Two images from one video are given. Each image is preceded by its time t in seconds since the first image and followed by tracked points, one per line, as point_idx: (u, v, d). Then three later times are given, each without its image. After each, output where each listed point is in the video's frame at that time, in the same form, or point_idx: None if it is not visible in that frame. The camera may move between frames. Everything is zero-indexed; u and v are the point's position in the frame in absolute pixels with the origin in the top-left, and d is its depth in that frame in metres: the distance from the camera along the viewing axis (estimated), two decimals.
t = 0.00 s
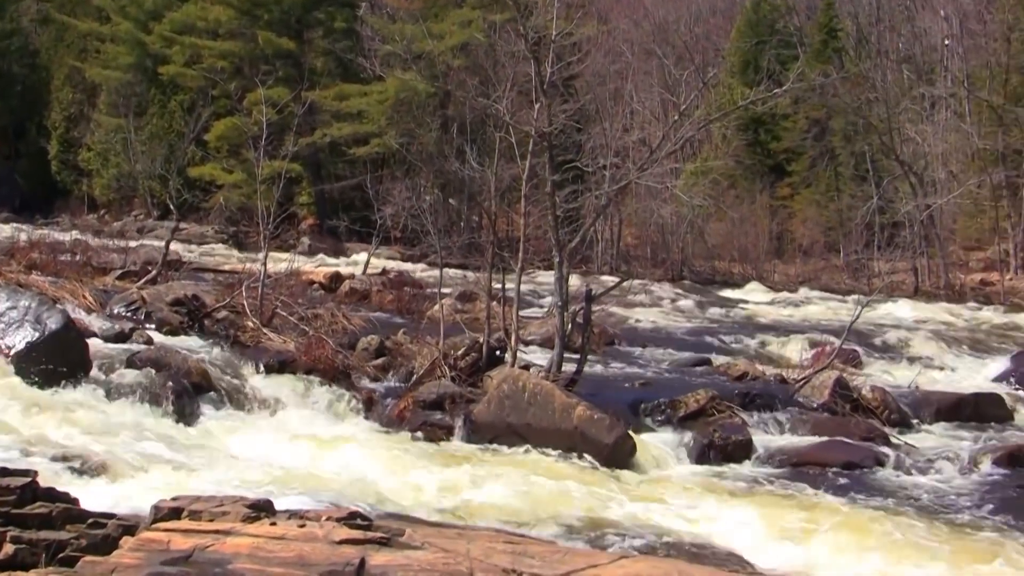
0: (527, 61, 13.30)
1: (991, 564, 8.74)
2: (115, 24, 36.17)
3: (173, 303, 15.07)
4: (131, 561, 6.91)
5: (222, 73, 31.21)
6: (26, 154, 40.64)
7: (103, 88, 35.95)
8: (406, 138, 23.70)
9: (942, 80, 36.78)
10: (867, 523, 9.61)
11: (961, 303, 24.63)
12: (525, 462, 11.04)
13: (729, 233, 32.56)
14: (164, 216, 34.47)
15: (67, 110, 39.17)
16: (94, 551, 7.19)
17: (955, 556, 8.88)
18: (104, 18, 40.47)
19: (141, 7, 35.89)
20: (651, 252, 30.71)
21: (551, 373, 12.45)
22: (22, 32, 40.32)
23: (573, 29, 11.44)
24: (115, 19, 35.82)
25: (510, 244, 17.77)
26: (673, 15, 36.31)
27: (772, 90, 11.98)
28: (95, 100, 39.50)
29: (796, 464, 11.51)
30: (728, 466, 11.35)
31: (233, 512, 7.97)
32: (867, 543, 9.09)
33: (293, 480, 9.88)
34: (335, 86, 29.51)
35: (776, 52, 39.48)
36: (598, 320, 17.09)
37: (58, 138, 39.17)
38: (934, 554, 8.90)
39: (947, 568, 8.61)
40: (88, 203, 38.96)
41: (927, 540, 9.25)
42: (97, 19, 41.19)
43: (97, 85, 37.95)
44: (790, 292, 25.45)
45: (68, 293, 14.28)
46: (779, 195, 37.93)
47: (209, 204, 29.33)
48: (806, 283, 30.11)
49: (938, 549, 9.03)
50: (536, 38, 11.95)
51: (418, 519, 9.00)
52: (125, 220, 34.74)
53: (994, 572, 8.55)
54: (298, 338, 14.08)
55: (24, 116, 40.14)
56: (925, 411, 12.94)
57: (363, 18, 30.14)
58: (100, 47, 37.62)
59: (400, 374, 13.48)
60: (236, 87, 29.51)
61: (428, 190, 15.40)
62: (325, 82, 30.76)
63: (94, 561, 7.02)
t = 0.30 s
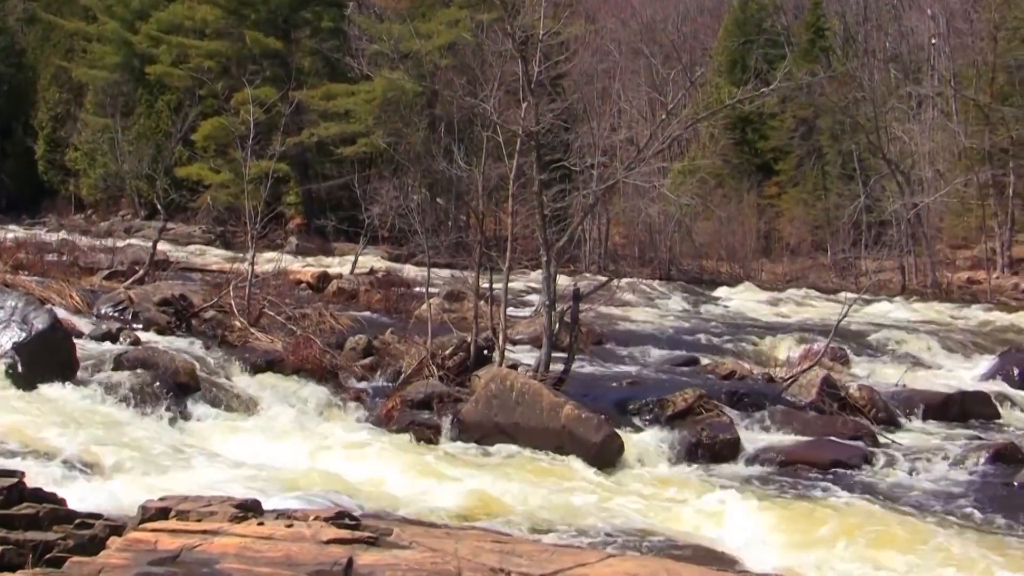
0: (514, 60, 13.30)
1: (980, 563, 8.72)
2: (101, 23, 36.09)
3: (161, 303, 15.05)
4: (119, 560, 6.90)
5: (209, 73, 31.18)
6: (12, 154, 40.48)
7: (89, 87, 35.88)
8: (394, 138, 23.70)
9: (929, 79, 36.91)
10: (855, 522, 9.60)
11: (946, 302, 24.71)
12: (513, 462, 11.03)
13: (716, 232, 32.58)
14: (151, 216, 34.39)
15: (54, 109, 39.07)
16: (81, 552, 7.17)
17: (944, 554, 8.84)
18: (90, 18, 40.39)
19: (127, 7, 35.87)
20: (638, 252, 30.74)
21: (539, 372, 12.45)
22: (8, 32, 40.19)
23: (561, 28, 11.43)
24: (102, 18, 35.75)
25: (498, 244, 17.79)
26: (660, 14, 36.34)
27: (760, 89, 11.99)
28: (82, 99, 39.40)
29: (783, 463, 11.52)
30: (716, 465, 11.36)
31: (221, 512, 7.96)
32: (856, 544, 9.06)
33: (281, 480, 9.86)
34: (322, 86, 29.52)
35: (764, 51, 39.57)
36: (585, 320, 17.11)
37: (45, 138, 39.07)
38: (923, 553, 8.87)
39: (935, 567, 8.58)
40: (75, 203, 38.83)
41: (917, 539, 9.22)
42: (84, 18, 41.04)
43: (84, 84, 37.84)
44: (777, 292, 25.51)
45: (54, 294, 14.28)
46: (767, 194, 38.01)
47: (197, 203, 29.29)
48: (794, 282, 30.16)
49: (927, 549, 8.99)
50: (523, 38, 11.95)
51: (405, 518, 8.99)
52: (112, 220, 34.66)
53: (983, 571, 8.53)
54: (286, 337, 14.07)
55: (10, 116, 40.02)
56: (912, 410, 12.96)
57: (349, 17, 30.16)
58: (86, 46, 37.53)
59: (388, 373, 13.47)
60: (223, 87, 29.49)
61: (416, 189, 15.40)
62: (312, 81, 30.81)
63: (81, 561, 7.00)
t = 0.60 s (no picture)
0: (503, 59, 13.28)
1: (971, 561, 8.73)
2: (89, 23, 36.04)
3: (149, 303, 15.03)
4: (108, 560, 6.88)
5: (198, 72, 31.17)
6: None
7: (78, 87, 35.81)
8: (383, 137, 23.71)
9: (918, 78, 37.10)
10: (845, 522, 9.60)
11: (933, 301, 24.79)
12: (503, 462, 11.03)
13: (706, 231, 32.60)
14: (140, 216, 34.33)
15: (43, 109, 39.00)
16: (70, 553, 7.15)
17: (935, 552, 8.85)
18: (79, 18, 40.33)
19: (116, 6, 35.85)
20: (628, 251, 30.74)
21: (528, 372, 12.45)
22: None
23: (550, 27, 11.44)
24: (90, 18, 35.69)
25: (487, 244, 17.80)
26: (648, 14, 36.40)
27: (749, 88, 11.99)
28: (71, 99, 39.33)
29: (773, 462, 11.53)
30: (705, 464, 11.36)
31: (210, 512, 7.94)
32: (847, 543, 9.05)
33: (271, 480, 9.84)
34: (312, 85, 29.54)
35: (752, 50, 39.66)
36: (575, 319, 17.12)
37: (33, 138, 38.99)
38: (915, 552, 8.87)
39: (927, 567, 8.57)
40: (63, 203, 38.78)
41: (908, 538, 9.22)
42: (72, 18, 40.94)
43: (73, 84, 37.77)
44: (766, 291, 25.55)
45: (42, 294, 14.25)
46: (757, 193, 38.09)
47: (185, 203, 29.24)
48: (783, 281, 30.19)
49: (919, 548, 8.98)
50: (513, 37, 11.94)
51: (394, 518, 8.99)
52: (101, 220, 34.57)
53: (974, 570, 8.52)
54: (275, 337, 14.05)
55: None
56: (901, 409, 12.98)
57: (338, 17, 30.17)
58: (75, 46, 37.47)
59: (378, 373, 13.45)
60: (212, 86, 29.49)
61: (405, 188, 15.40)
62: (301, 81, 30.88)
63: (71, 561, 6.98)
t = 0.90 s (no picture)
0: (491, 59, 13.28)
1: (958, 558, 8.73)
2: (76, 22, 35.95)
3: (137, 303, 15.01)
4: (95, 560, 6.85)
5: (186, 72, 31.16)
6: None
7: (65, 86, 35.70)
8: (371, 136, 23.74)
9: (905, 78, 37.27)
10: (832, 520, 9.61)
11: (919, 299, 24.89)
12: (492, 461, 11.01)
13: (694, 231, 32.66)
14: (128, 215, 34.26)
15: (30, 109, 38.90)
16: (56, 553, 7.12)
17: (922, 551, 8.85)
18: (65, 17, 40.24)
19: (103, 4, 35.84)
20: (615, 250, 30.74)
21: (516, 371, 12.46)
22: None
23: (536, 26, 11.45)
24: (77, 17, 35.62)
25: (475, 243, 17.84)
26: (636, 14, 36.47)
27: (736, 87, 12.03)
28: (58, 99, 39.24)
29: (760, 460, 11.55)
30: (692, 463, 11.38)
31: (198, 512, 7.93)
32: (837, 542, 9.04)
33: (263, 480, 9.84)
34: (300, 84, 29.57)
35: (740, 50, 39.76)
36: (562, 318, 17.15)
37: (20, 138, 38.88)
38: (902, 551, 8.88)
39: (917, 565, 8.57)
40: (50, 203, 38.66)
41: (895, 537, 9.22)
42: (59, 17, 40.84)
43: (60, 82, 37.69)
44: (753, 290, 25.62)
45: (28, 294, 14.22)
46: (745, 192, 38.19)
47: (174, 203, 29.19)
48: (771, 280, 30.23)
49: (907, 547, 8.97)
50: (501, 36, 11.97)
51: (382, 517, 8.99)
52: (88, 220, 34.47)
53: (961, 568, 8.52)
54: (263, 337, 14.05)
55: None
56: (888, 407, 13.02)
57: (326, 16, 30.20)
58: (62, 45, 37.38)
59: (366, 372, 13.45)
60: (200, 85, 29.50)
61: (393, 188, 15.41)
62: (289, 80, 30.99)
63: (57, 561, 6.95)
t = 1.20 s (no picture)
0: (480, 57, 13.28)
1: (944, 556, 8.75)
2: (64, 21, 35.89)
3: (125, 302, 14.99)
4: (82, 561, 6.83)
5: (174, 71, 31.18)
6: None
7: (53, 86, 35.62)
8: (360, 135, 23.75)
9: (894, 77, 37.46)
10: (822, 518, 9.62)
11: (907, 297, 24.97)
12: (480, 460, 11.01)
13: (682, 230, 32.71)
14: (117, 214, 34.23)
15: (18, 108, 38.81)
16: (44, 553, 7.10)
17: (913, 549, 8.86)
18: (54, 16, 40.19)
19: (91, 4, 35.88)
20: (604, 249, 30.73)
21: (505, 370, 12.46)
22: None
23: (526, 25, 11.46)
24: (65, 16, 35.57)
25: (464, 242, 17.86)
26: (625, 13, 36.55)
27: (724, 86, 12.03)
28: (46, 97, 39.17)
29: (748, 459, 11.56)
30: (681, 461, 11.39)
31: (186, 512, 7.91)
32: (825, 540, 9.05)
33: (255, 479, 9.82)
34: (289, 83, 29.58)
35: (729, 48, 39.85)
36: (551, 317, 17.17)
37: (8, 137, 38.77)
38: (893, 550, 8.87)
39: (903, 564, 8.57)
40: (39, 202, 38.60)
41: (883, 535, 9.23)
42: (47, 16, 40.76)
43: (49, 81, 37.62)
44: (741, 288, 25.69)
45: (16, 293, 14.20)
46: (734, 191, 38.30)
47: (163, 202, 29.14)
48: (760, 279, 30.26)
49: (896, 546, 8.98)
50: (489, 35, 11.97)
51: (371, 516, 8.98)
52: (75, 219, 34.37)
53: (949, 567, 8.53)
54: (252, 336, 14.04)
55: None
56: (877, 405, 13.04)
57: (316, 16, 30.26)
58: (50, 44, 37.32)
59: (354, 372, 13.44)
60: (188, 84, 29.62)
61: (382, 187, 15.41)
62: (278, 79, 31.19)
63: (45, 561, 6.93)
